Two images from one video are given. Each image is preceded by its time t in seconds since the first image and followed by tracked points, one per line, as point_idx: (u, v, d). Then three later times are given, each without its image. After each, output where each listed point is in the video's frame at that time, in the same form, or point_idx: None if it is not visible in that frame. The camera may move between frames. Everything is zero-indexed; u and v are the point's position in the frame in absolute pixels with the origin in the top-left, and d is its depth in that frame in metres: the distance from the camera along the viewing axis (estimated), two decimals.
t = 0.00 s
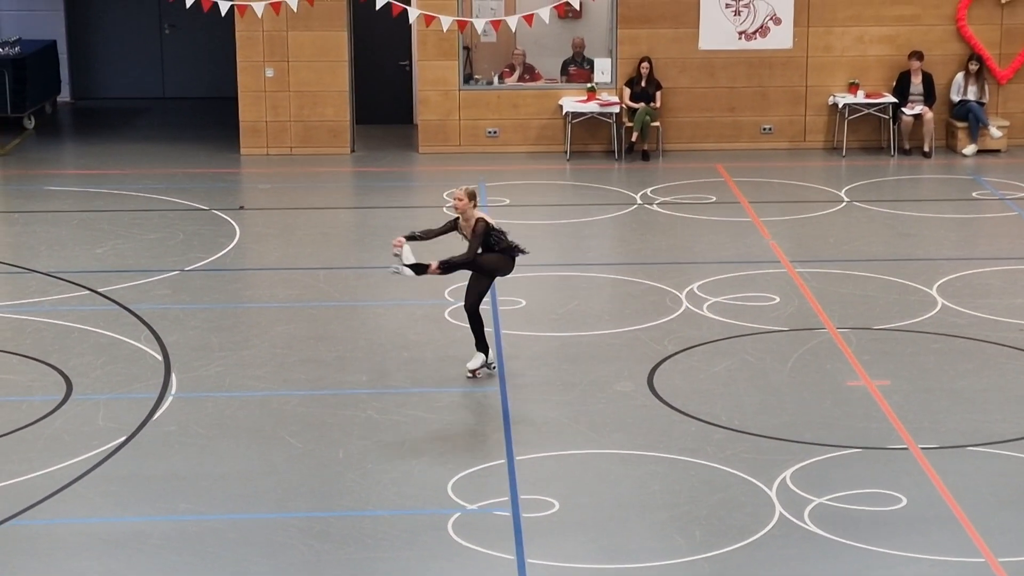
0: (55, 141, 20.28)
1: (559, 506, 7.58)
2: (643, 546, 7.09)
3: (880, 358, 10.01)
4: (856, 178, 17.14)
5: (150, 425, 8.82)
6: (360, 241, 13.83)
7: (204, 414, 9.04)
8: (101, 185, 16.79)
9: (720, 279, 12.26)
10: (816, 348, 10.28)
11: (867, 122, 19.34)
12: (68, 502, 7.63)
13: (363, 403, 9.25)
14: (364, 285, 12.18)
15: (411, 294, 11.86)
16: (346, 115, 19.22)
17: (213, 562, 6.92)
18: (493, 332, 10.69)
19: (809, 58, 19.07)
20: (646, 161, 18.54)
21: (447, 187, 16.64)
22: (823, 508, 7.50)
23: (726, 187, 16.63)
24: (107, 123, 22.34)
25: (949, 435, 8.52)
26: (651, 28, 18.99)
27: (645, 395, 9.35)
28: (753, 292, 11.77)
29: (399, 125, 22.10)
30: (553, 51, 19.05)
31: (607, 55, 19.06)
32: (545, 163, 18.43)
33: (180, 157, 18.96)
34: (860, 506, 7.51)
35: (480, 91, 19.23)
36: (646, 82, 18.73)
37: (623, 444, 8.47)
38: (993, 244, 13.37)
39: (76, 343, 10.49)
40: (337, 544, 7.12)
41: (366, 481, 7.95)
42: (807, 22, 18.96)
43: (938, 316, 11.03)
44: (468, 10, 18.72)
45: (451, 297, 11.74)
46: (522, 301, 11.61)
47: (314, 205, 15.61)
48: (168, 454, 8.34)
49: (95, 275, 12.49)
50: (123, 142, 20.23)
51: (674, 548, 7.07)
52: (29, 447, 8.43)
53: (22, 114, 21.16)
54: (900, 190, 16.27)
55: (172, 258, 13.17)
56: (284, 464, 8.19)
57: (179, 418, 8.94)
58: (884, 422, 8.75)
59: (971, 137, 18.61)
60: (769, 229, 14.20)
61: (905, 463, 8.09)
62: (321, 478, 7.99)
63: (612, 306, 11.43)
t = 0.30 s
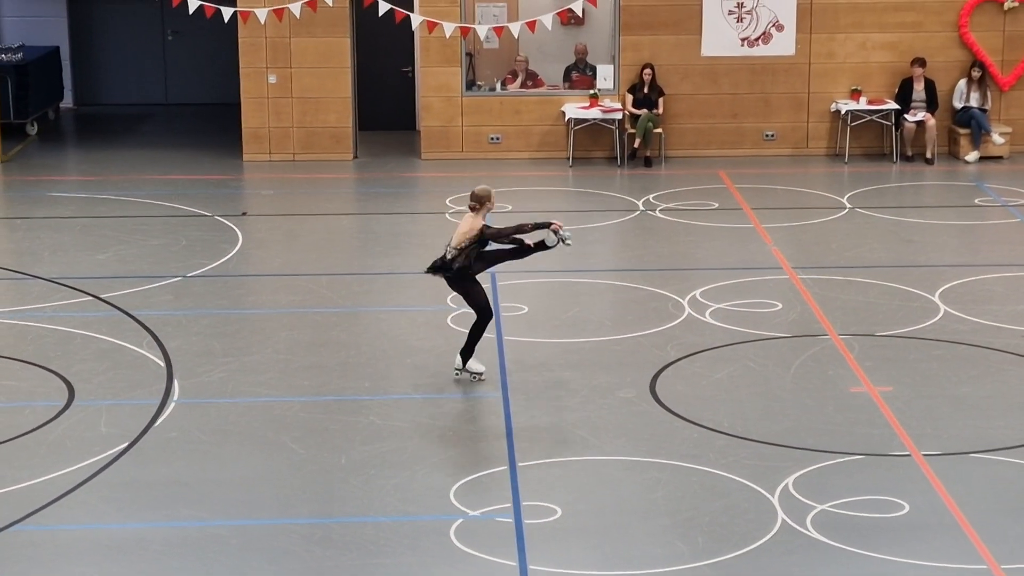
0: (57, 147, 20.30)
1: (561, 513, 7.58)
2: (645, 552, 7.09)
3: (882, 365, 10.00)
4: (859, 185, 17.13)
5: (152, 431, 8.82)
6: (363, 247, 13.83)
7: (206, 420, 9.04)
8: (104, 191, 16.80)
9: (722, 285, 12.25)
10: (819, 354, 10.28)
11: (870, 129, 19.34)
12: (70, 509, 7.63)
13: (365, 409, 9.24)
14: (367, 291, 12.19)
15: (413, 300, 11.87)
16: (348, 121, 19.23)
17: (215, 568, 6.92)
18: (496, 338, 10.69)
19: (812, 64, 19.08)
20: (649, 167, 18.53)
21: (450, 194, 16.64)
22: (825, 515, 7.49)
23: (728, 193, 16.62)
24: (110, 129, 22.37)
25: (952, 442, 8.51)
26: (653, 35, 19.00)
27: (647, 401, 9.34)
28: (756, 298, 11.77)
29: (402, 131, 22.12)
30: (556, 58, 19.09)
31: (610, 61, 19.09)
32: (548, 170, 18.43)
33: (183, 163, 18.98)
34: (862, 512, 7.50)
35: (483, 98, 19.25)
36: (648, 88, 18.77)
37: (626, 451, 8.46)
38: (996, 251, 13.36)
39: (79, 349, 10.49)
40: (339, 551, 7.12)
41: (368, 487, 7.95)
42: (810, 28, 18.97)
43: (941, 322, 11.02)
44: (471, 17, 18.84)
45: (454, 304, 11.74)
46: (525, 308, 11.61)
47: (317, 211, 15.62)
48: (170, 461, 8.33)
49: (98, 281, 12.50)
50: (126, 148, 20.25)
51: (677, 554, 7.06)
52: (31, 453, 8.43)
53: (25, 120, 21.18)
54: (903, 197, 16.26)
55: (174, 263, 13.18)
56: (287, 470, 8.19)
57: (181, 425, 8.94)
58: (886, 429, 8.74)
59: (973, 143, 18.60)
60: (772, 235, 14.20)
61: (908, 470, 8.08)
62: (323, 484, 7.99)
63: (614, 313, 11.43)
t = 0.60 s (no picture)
0: (63, 155, 20.36)
1: (566, 520, 7.58)
2: (650, 559, 7.08)
3: (887, 371, 10.00)
4: (864, 192, 17.14)
5: (158, 439, 8.84)
6: (368, 254, 13.86)
7: (211, 427, 9.05)
8: (109, 198, 16.84)
9: (727, 292, 12.25)
10: (823, 361, 10.28)
11: (875, 135, 19.35)
12: (75, 516, 7.64)
13: (370, 416, 9.25)
14: (372, 298, 12.20)
15: (418, 307, 11.88)
16: (354, 129, 19.26)
17: None
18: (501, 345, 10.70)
19: (817, 71, 19.09)
20: (654, 174, 18.55)
21: (455, 201, 16.66)
22: (831, 522, 7.49)
23: (733, 200, 16.62)
24: (116, 136, 22.42)
25: (957, 448, 8.50)
26: (658, 42, 19.02)
27: (652, 408, 9.34)
28: (762, 305, 11.77)
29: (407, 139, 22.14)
30: (561, 65, 19.10)
31: (615, 68, 19.11)
32: (553, 177, 18.44)
33: (188, 170, 19.01)
34: (867, 519, 7.50)
35: (488, 105, 19.27)
36: (653, 95, 18.77)
37: (631, 458, 8.46)
38: (1001, 258, 13.36)
39: (84, 356, 10.51)
40: (344, 558, 7.12)
41: (373, 494, 7.96)
42: (815, 35, 18.99)
43: (945, 329, 11.02)
44: (476, 25, 18.88)
45: (459, 311, 11.76)
46: (530, 315, 11.62)
47: (322, 219, 15.65)
48: (174, 468, 8.34)
49: (103, 288, 12.52)
50: (131, 155, 20.29)
51: (682, 561, 7.06)
52: (37, 461, 8.44)
53: (30, 127, 21.23)
54: (908, 203, 16.26)
55: (179, 271, 13.21)
56: (292, 477, 8.20)
57: (186, 432, 8.95)
58: (891, 436, 8.74)
59: (978, 150, 18.60)
60: (777, 242, 14.20)
61: (913, 477, 8.07)
62: (328, 491, 7.99)
63: (619, 320, 11.43)
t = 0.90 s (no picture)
0: (77, 164, 20.46)
1: (580, 529, 7.57)
2: (664, 568, 7.07)
3: (901, 380, 9.98)
4: (878, 200, 17.09)
5: (171, 448, 8.86)
6: (381, 263, 13.88)
7: (224, 436, 9.07)
8: (123, 207, 16.91)
9: (740, 300, 12.24)
10: (837, 369, 10.25)
11: (888, 144, 19.32)
12: (90, 525, 7.66)
13: (384, 425, 9.26)
14: (385, 307, 12.22)
15: (431, 316, 11.89)
16: (367, 137, 19.31)
17: None
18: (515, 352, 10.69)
19: (830, 79, 19.08)
20: (667, 182, 18.54)
21: (469, 209, 16.68)
22: (845, 531, 7.46)
23: (746, 209, 16.59)
24: (129, 146, 22.51)
25: (972, 457, 8.47)
26: (671, 50, 19.03)
27: (665, 417, 9.33)
28: (775, 314, 11.76)
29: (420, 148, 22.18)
30: (574, 73, 19.17)
31: (628, 77, 19.11)
32: (567, 185, 18.45)
33: (202, 179, 19.07)
34: (882, 528, 7.47)
35: (501, 113, 19.29)
36: (666, 104, 18.79)
37: (644, 467, 8.45)
38: (1015, 266, 13.32)
39: (98, 365, 10.55)
40: (358, 566, 7.13)
41: (386, 503, 7.96)
42: (828, 43, 18.98)
43: (959, 338, 10.99)
44: (489, 33, 18.92)
45: (472, 319, 11.76)
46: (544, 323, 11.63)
47: (335, 227, 15.68)
48: (188, 477, 8.36)
49: (117, 297, 12.56)
50: (145, 164, 20.37)
51: (695, 570, 7.05)
52: (51, 470, 8.46)
53: (45, 136, 21.32)
54: (922, 211, 16.22)
55: (193, 279, 13.24)
56: (306, 486, 8.21)
57: (200, 441, 8.97)
58: (905, 444, 8.72)
59: (992, 158, 18.55)
60: (791, 251, 14.17)
61: (928, 485, 8.04)
62: (341, 500, 8.00)
63: (633, 328, 11.43)
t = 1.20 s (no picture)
0: (81, 171, 20.51)
1: (585, 535, 7.56)
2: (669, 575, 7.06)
3: (906, 386, 9.97)
4: (883, 206, 17.09)
5: (176, 454, 8.86)
6: (387, 269, 13.89)
7: (229, 443, 9.07)
8: (128, 214, 16.94)
9: (745, 306, 12.24)
10: (843, 376, 10.24)
11: (893, 150, 19.32)
12: (95, 532, 7.66)
13: (389, 431, 9.27)
14: (390, 313, 12.22)
15: (436, 322, 11.90)
16: (372, 144, 19.33)
17: None
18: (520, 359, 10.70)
19: (834, 86, 19.08)
20: (671, 189, 18.55)
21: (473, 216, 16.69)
22: (850, 537, 7.45)
23: (752, 215, 16.60)
24: (134, 153, 22.55)
25: (978, 463, 8.46)
26: (675, 57, 19.04)
27: (671, 423, 9.32)
28: (780, 320, 11.76)
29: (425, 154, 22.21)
30: (579, 80, 19.15)
31: (633, 84, 19.12)
32: (571, 192, 18.46)
33: (207, 186, 19.10)
34: (887, 535, 7.46)
35: (505, 120, 19.31)
36: (671, 110, 18.75)
37: (649, 473, 8.45)
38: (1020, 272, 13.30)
39: (103, 371, 10.57)
40: (363, 573, 7.13)
41: (391, 510, 7.96)
42: (833, 49, 18.98)
43: (965, 344, 10.98)
44: (493, 40, 18.94)
45: (477, 326, 11.77)
46: (549, 330, 11.63)
47: (340, 234, 15.70)
48: (193, 484, 8.36)
49: (122, 304, 12.58)
50: (150, 171, 20.41)
51: None
52: (55, 476, 8.47)
53: (50, 143, 21.38)
54: (928, 217, 16.22)
55: (198, 286, 13.26)
56: (311, 493, 8.21)
57: (204, 448, 8.97)
58: (911, 451, 8.70)
59: (996, 164, 18.54)
60: (796, 257, 14.17)
61: (933, 492, 8.03)
62: (346, 507, 8.00)
63: (638, 335, 11.42)
